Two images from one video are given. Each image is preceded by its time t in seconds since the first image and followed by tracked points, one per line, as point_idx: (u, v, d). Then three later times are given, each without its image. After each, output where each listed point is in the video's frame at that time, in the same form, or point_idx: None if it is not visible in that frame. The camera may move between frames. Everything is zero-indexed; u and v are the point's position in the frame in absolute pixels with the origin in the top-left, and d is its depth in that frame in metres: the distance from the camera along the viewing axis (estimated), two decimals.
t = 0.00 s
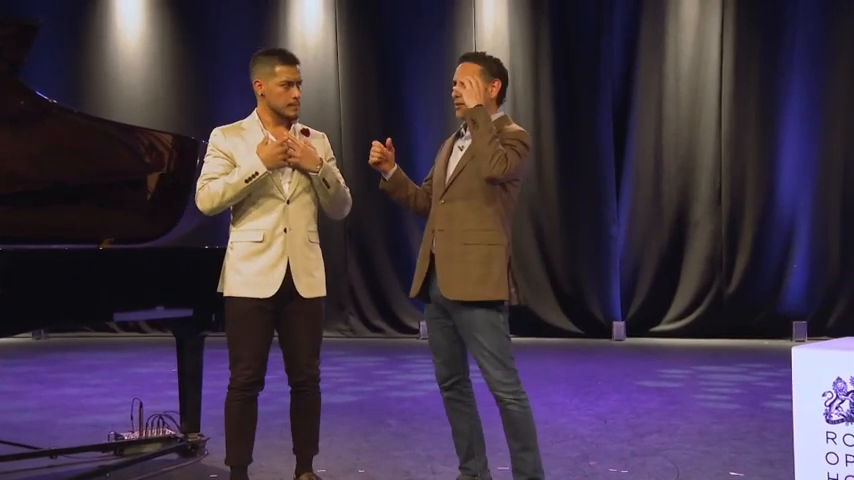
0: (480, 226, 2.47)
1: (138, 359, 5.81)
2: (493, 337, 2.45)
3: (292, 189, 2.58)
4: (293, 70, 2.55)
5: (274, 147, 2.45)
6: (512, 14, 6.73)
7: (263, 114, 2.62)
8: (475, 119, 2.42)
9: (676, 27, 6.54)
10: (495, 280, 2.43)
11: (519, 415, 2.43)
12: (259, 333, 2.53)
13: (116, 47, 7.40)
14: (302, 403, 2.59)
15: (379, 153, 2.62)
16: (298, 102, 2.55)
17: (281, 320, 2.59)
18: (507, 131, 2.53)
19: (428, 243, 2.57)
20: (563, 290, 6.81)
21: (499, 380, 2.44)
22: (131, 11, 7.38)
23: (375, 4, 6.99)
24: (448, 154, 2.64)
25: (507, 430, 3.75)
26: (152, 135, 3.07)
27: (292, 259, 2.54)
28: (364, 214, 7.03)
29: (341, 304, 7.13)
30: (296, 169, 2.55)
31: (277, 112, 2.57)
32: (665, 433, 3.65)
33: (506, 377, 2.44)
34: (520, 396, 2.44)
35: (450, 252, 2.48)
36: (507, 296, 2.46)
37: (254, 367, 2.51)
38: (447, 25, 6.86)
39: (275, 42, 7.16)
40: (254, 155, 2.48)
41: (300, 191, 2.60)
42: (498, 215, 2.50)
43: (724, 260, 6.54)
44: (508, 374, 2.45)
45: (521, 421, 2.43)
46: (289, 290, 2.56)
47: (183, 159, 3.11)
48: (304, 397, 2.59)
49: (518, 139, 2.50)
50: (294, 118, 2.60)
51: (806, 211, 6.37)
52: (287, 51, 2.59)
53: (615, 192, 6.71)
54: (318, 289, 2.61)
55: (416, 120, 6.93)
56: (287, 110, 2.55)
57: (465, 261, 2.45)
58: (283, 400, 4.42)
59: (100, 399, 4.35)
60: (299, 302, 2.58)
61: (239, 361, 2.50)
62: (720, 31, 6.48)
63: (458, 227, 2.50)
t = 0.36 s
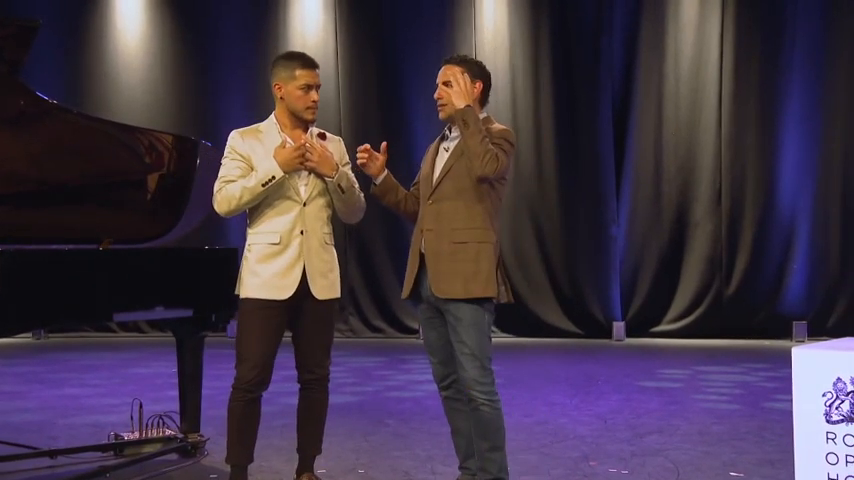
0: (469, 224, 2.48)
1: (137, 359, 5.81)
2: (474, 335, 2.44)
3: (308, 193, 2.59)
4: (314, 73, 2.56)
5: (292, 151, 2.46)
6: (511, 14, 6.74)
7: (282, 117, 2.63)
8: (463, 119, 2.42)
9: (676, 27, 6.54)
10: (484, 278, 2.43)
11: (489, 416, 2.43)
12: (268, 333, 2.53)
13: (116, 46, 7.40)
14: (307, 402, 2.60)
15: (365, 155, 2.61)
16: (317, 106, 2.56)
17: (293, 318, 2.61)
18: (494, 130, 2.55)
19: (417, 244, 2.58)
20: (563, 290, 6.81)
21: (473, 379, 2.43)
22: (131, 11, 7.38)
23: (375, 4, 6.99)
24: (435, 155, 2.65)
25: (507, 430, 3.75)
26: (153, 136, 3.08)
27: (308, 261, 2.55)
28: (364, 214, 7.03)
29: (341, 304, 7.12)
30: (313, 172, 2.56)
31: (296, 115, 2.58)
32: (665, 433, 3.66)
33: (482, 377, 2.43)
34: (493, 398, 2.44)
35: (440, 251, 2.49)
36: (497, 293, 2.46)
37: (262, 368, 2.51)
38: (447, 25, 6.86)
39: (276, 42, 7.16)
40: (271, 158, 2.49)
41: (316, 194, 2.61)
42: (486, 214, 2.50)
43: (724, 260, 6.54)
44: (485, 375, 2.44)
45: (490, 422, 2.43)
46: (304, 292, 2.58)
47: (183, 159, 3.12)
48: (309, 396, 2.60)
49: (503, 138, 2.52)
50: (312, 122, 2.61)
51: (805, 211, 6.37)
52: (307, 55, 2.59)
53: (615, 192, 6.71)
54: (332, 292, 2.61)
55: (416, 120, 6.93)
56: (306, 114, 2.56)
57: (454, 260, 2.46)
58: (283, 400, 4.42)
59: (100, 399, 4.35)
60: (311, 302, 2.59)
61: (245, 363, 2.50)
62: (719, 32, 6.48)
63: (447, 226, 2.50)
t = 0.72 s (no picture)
0: (460, 224, 2.47)
1: (137, 359, 5.81)
2: (471, 335, 2.45)
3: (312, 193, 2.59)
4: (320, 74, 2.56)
5: (297, 152, 2.47)
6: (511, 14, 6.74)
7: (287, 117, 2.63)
8: (452, 122, 2.42)
9: (676, 27, 6.54)
10: (474, 277, 2.42)
11: (490, 414, 2.43)
12: (269, 332, 2.53)
13: (116, 46, 7.40)
14: (307, 401, 2.60)
15: (357, 168, 2.64)
16: (322, 107, 2.56)
17: (296, 317, 2.61)
18: (485, 129, 2.55)
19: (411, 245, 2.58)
20: (563, 290, 6.81)
21: (472, 378, 2.44)
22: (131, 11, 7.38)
23: (375, 4, 6.99)
24: (427, 157, 2.65)
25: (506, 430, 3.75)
26: (153, 136, 3.07)
27: (313, 261, 2.55)
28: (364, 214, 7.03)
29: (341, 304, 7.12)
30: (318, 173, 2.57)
31: (301, 115, 2.58)
32: (665, 433, 3.66)
33: (482, 375, 2.44)
34: (493, 397, 2.44)
35: (431, 250, 2.49)
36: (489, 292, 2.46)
37: (260, 367, 2.51)
38: (447, 25, 6.86)
39: (275, 42, 7.16)
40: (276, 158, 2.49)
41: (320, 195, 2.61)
42: (478, 214, 2.50)
43: (724, 260, 6.54)
44: (484, 373, 2.45)
45: (492, 419, 2.43)
46: (307, 293, 2.58)
47: (183, 159, 3.11)
48: (310, 395, 2.60)
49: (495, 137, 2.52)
50: (317, 123, 2.61)
51: (805, 211, 6.37)
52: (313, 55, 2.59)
53: (615, 192, 6.71)
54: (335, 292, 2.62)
55: (416, 120, 6.93)
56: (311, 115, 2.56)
57: (445, 260, 2.46)
58: (283, 400, 4.42)
59: (100, 399, 4.35)
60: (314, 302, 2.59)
61: (243, 360, 2.50)
62: (720, 32, 6.48)
63: (438, 226, 2.50)
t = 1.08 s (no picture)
0: (457, 226, 2.48)
1: (137, 359, 5.81)
2: (468, 334, 2.45)
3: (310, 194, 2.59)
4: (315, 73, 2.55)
5: (296, 152, 2.47)
6: (511, 14, 6.74)
7: (286, 117, 2.63)
8: (450, 131, 2.40)
9: (676, 27, 6.55)
10: (471, 278, 2.43)
11: (485, 414, 2.43)
12: (270, 331, 2.53)
13: (116, 46, 7.39)
14: (308, 402, 2.60)
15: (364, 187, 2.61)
16: (321, 106, 2.56)
17: (296, 317, 2.61)
18: (481, 129, 2.55)
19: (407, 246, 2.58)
20: (563, 291, 6.81)
21: (468, 378, 2.44)
22: (131, 11, 7.38)
23: (375, 4, 6.99)
24: (422, 156, 2.65)
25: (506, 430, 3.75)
26: (152, 136, 3.07)
27: (311, 261, 2.55)
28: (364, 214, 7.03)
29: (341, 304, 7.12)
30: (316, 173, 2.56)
31: (299, 114, 2.58)
32: (665, 433, 3.65)
33: (478, 375, 2.44)
34: (489, 398, 2.44)
35: (428, 252, 2.49)
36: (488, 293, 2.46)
37: (263, 368, 2.52)
38: (447, 25, 6.86)
39: (275, 42, 7.16)
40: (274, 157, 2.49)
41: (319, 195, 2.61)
42: (475, 215, 2.50)
43: (724, 260, 6.54)
44: (480, 374, 2.45)
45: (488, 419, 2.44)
46: (307, 293, 2.58)
47: (183, 159, 3.11)
48: (311, 396, 2.60)
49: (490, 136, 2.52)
50: (316, 122, 2.61)
51: (805, 211, 6.37)
52: (310, 55, 2.58)
53: (615, 192, 6.71)
54: (334, 292, 2.61)
55: (416, 120, 6.93)
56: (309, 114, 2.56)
57: (442, 262, 2.46)
58: (282, 401, 4.42)
59: (100, 399, 4.35)
60: (314, 302, 2.59)
61: (246, 362, 2.50)
62: (720, 31, 6.48)
63: (434, 227, 2.50)
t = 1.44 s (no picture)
0: (461, 226, 2.48)
1: (137, 359, 5.81)
2: (463, 333, 2.45)
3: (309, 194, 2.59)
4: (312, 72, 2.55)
5: (293, 152, 2.45)
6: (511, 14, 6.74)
7: (284, 117, 2.62)
8: (460, 151, 2.36)
9: (676, 28, 6.55)
10: (477, 279, 2.44)
11: (472, 414, 2.45)
12: (269, 331, 2.53)
13: (116, 46, 7.39)
14: (308, 402, 2.60)
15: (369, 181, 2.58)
16: (318, 106, 2.56)
17: (296, 317, 2.61)
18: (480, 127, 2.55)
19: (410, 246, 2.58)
20: (563, 290, 6.80)
21: (459, 377, 2.44)
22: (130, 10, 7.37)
23: (375, 4, 6.99)
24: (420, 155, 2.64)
25: (506, 430, 3.75)
26: (152, 135, 3.07)
27: (309, 261, 2.55)
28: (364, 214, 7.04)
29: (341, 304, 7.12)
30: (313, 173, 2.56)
31: (296, 114, 2.58)
32: (665, 433, 3.65)
33: (469, 375, 2.44)
34: (478, 398, 2.45)
35: (432, 252, 2.49)
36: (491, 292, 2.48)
37: (263, 369, 2.52)
38: (447, 25, 6.86)
39: (275, 42, 7.16)
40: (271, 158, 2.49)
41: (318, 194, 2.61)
42: (478, 214, 2.51)
43: (724, 260, 6.54)
44: (471, 374, 2.45)
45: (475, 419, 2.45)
46: (305, 293, 2.58)
47: (183, 159, 3.11)
48: (311, 396, 2.60)
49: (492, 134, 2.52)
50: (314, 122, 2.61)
51: (805, 211, 6.37)
52: (307, 55, 2.58)
53: (615, 192, 6.71)
54: (333, 291, 2.61)
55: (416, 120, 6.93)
56: (307, 113, 2.56)
57: (446, 262, 2.46)
58: (282, 401, 4.42)
59: (100, 399, 4.35)
60: (313, 301, 2.59)
61: (246, 362, 2.50)
62: (720, 31, 6.49)
63: (436, 228, 2.51)
